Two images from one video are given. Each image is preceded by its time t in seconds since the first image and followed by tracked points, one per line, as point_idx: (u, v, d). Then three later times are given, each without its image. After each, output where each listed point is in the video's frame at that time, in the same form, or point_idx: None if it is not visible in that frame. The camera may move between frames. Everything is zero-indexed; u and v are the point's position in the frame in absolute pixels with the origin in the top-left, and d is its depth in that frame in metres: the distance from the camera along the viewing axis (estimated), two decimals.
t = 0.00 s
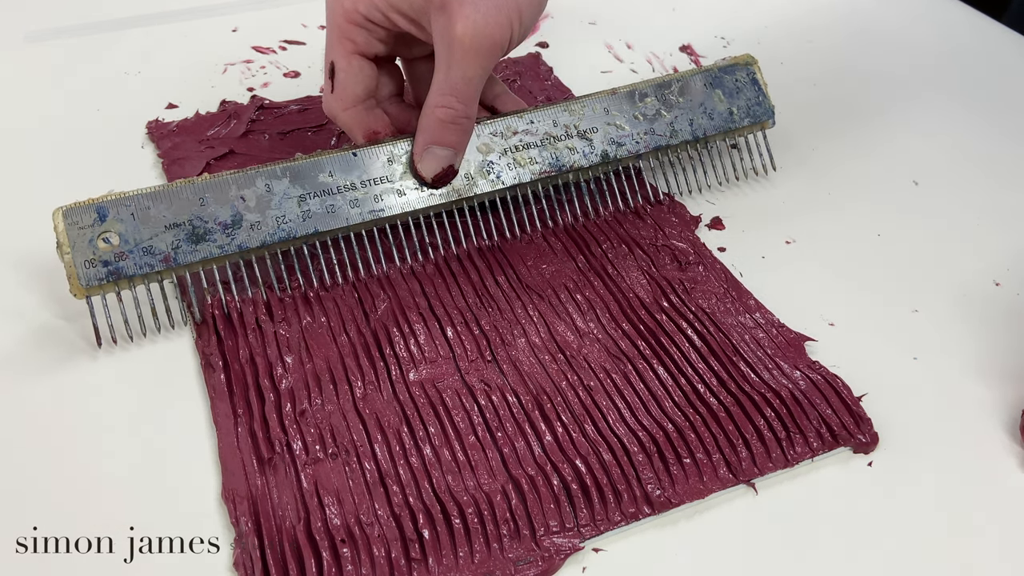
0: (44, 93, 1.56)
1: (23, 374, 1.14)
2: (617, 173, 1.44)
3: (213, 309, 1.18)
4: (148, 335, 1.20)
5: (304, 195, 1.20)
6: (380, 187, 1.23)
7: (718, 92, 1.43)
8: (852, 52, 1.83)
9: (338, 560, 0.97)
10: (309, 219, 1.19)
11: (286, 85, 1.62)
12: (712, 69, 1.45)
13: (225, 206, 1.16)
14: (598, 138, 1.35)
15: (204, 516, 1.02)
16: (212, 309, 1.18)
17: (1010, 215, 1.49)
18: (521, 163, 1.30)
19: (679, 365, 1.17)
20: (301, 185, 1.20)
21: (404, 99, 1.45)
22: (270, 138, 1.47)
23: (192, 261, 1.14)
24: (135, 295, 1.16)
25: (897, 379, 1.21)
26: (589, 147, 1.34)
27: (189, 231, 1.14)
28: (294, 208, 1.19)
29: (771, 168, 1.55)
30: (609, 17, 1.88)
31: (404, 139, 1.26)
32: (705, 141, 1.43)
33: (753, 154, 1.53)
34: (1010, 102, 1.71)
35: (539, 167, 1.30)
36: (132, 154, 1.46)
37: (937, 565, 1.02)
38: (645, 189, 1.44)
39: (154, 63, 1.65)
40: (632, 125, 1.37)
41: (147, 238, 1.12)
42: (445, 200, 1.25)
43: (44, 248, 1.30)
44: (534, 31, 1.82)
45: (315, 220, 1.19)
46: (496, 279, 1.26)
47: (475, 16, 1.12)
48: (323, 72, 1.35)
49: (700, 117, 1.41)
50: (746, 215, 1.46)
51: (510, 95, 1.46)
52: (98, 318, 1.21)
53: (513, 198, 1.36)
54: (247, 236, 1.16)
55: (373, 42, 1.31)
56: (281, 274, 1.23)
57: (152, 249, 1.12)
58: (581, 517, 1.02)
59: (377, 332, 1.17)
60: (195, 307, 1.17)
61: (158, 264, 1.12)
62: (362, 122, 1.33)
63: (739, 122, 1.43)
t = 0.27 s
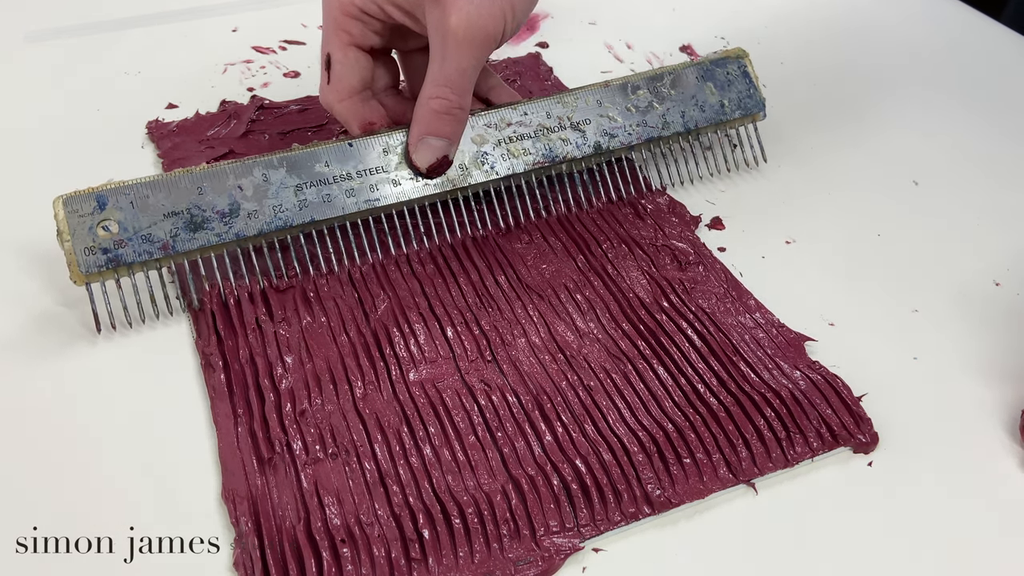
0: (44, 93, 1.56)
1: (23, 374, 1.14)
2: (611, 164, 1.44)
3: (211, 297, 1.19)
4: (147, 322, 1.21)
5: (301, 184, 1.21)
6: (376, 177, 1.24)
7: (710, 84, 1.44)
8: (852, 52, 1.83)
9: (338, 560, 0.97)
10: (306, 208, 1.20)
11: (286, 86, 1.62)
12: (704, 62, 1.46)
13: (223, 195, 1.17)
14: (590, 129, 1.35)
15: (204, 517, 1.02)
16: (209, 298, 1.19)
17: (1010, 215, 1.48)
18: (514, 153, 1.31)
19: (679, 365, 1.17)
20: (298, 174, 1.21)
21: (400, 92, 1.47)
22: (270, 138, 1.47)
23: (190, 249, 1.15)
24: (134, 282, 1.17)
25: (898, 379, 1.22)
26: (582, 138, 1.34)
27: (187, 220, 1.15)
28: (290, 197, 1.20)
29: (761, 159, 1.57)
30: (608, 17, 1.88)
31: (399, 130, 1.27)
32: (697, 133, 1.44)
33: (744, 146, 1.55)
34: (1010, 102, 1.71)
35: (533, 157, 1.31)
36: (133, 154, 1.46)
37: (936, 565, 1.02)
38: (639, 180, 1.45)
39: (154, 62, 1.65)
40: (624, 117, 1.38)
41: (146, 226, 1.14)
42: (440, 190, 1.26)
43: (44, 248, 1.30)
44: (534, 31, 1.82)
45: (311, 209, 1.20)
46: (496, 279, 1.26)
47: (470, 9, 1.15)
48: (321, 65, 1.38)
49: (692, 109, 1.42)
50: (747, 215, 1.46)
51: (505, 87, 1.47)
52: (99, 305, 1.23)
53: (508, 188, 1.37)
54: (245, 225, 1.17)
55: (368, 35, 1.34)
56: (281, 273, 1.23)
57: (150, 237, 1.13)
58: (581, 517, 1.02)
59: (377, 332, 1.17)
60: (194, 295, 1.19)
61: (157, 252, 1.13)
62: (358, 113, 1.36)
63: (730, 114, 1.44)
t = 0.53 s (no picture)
0: (44, 93, 1.56)
1: (23, 374, 1.14)
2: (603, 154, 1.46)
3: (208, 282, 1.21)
4: (146, 307, 1.23)
5: (297, 173, 1.23)
6: (371, 166, 1.26)
7: (701, 76, 1.46)
8: (852, 52, 1.83)
9: (338, 560, 0.97)
10: (302, 196, 1.22)
11: (286, 86, 1.62)
12: (696, 54, 1.48)
13: (221, 184, 1.20)
14: (583, 120, 1.37)
15: (205, 517, 1.02)
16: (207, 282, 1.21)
17: (1010, 215, 1.48)
18: (508, 143, 1.32)
19: (679, 365, 1.18)
20: (294, 163, 1.23)
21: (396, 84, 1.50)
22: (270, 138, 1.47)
23: (188, 236, 1.17)
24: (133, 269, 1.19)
25: (898, 379, 1.22)
26: (574, 128, 1.36)
27: (185, 208, 1.17)
28: (287, 185, 1.22)
29: (751, 151, 1.59)
30: (608, 17, 1.88)
31: (394, 120, 1.28)
32: (688, 124, 1.46)
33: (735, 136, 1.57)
34: (1009, 102, 1.71)
35: (526, 147, 1.33)
36: (133, 154, 1.46)
37: (936, 565, 1.02)
38: (631, 169, 1.47)
39: (154, 63, 1.65)
40: (616, 108, 1.40)
41: (145, 214, 1.16)
42: (434, 179, 1.28)
43: (44, 248, 1.30)
44: (534, 31, 1.82)
45: (307, 197, 1.22)
46: (496, 279, 1.26)
47: None
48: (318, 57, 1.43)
49: (683, 100, 1.44)
50: (747, 216, 1.46)
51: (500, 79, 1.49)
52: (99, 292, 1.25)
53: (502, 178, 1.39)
54: (241, 213, 1.19)
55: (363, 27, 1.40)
56: (281, 273, 1.23)
57: (149, 225, 1.16)
58: (581, 517, 1.02)
59: (377, 332, 1.17)
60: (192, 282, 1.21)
61: (155, 240, 1.16)
62: (353, 104, 1.38)
63: (720, 105, 1.46)
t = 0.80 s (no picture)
0: (44, 93, 1.56)
1: (23, 374, 1.14)
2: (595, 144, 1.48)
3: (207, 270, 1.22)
4: (144, 293, 1.25)
5: (294, 161, 1.24)
6: (368, 155, 1.27)
7: (692, 67, 1.47)
8: (852, 52, 1.83)
9: (338, 560, 0.97)
10: (299, 184, 1.23)
11: (286, 86, 1.62)
12: (688, 45, 1.49)
13: (219, 171, 1.21)
14: (576, 111, 1.39)
15: (205, 516, 1.02)
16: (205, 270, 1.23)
17: (1010, 215, 1.48)
18: (502, 133, 1.34)
19: (679, 365, 1.17)
20: (291, 152, 1.24)
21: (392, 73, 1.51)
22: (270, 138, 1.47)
23: (187, 223, 1.18)
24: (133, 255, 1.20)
25: (898, 378, 1.22)
26: (567, 119, 1.38)
27: (184, 195, 1.19)
28: (284, 173, 1.23)
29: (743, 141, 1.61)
30: (608, 17, 1.88)
31: (390, 111, 1.29)
32: (679, 115, 1.47)
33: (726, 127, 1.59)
34: (1009, 102, 1.71)
35: (520, 137, 1.34)
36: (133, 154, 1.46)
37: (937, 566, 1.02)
38: (623, 159, 1.48)
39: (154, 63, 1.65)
40: (608, 99, 1.41)
41: (144, 201, 1.17)
42: (429, 168, 1.29)
43: (43, 248, 1.30)
44: (534, 31, 1.82)
45: (304, 185, 1.23)
46: (496, 279, 1.26)
47: None
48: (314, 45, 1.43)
49: (674, 92, 1.45)
50: (747, 216, 1.46)
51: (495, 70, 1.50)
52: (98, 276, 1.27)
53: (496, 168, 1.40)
54: (239, 200, 1.20)
55: (359, 17, 1.39)
56: (281, 272, 1.23)
57: (148, 211, 1.17)
58: (581, 517, 1.02)
59: (377, 332, 1.17)
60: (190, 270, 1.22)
61: (154, 226, 1.17)
62: (349, 94, 1.39)
63: (712, 96, 1.47)
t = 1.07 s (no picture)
0: (44, 92, 1.56)
1: (22, 373, 1.14)
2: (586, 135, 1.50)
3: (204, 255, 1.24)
4: (142, 279, 1.26)
5: (290, 149, 1.26)
6: (362, 144, 1.29)
7: (684, 59, 1.49)
8: (852, 52, 1.83)
9: (338, 560, 0.97)
10: (295, 172, 1.25)
11: (286, 86, 1.62)
12: (679, 37, 1.50)
13: (216, 159, 1.22)
14: (568, 101, 1.40)
15: (205, 516, 1.02)
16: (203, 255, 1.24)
17: (1010, 215, 1.48)
18: (495, 123, 1.35)
19: (679, 365, 1.17)
20: (288, 140, 1.26)
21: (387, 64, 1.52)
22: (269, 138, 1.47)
23: (185, 209, 1.20)
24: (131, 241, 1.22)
25: (898, 377, 1.22)
26: (560, 109, 1.39)
27: (182, 181, 1.20)
28: (280, 161, 1.25)
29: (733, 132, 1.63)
30: (608, 17, 1.88)
31: (385, 100, 1.31)
32: (670, 106, 1.49)
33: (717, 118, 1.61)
34: (1009, 102, 1.71)
35: (512, 127, 1.36)
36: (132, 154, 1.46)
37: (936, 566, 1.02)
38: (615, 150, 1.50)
39: (154, 62, 1.65)
40: (601, 90, 1.42)
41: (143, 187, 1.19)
42: (424, 157, 1.31)
43: (43, 247, 1.30)
44: (534, 31, 1.82)
45: (300, 172, 1.25)
46: (496, 279, 1.26)
47: None
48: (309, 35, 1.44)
49: (665, 83, 1.47)
50: (747, 216, 1.46)
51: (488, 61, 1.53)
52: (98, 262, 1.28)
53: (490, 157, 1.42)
54: (237, 186, 1.22)
55: (355, 7, 1.40)
56: (281, 272, 1.23)
57: (147, 198, 1.18)
58: (581, 517, 1.02)
59: (377, 332, 1.17)
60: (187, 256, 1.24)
61: (153, 212, 1.18)
62: (345, 84, 1.41)
63: (702, 87, 1.49)
